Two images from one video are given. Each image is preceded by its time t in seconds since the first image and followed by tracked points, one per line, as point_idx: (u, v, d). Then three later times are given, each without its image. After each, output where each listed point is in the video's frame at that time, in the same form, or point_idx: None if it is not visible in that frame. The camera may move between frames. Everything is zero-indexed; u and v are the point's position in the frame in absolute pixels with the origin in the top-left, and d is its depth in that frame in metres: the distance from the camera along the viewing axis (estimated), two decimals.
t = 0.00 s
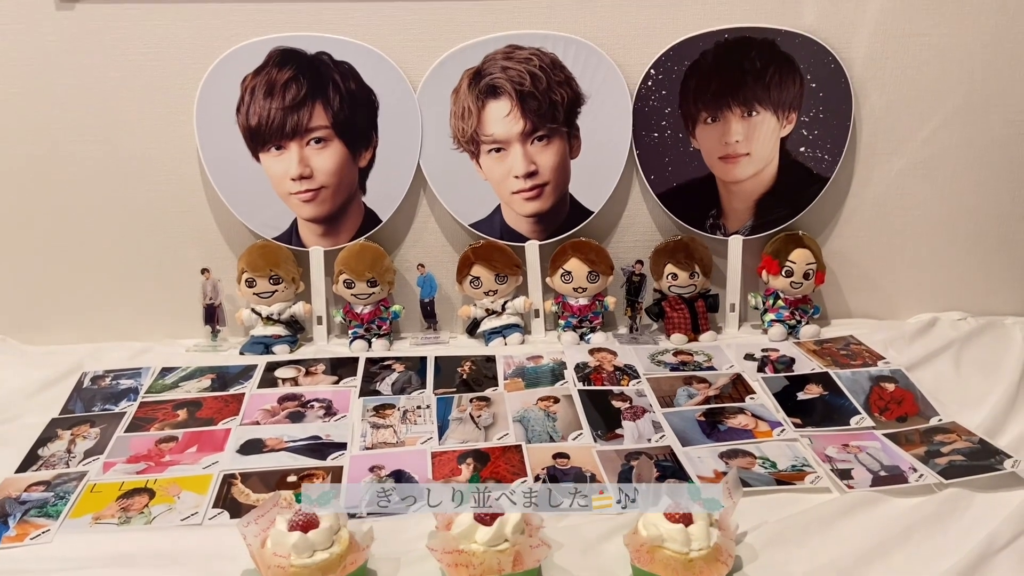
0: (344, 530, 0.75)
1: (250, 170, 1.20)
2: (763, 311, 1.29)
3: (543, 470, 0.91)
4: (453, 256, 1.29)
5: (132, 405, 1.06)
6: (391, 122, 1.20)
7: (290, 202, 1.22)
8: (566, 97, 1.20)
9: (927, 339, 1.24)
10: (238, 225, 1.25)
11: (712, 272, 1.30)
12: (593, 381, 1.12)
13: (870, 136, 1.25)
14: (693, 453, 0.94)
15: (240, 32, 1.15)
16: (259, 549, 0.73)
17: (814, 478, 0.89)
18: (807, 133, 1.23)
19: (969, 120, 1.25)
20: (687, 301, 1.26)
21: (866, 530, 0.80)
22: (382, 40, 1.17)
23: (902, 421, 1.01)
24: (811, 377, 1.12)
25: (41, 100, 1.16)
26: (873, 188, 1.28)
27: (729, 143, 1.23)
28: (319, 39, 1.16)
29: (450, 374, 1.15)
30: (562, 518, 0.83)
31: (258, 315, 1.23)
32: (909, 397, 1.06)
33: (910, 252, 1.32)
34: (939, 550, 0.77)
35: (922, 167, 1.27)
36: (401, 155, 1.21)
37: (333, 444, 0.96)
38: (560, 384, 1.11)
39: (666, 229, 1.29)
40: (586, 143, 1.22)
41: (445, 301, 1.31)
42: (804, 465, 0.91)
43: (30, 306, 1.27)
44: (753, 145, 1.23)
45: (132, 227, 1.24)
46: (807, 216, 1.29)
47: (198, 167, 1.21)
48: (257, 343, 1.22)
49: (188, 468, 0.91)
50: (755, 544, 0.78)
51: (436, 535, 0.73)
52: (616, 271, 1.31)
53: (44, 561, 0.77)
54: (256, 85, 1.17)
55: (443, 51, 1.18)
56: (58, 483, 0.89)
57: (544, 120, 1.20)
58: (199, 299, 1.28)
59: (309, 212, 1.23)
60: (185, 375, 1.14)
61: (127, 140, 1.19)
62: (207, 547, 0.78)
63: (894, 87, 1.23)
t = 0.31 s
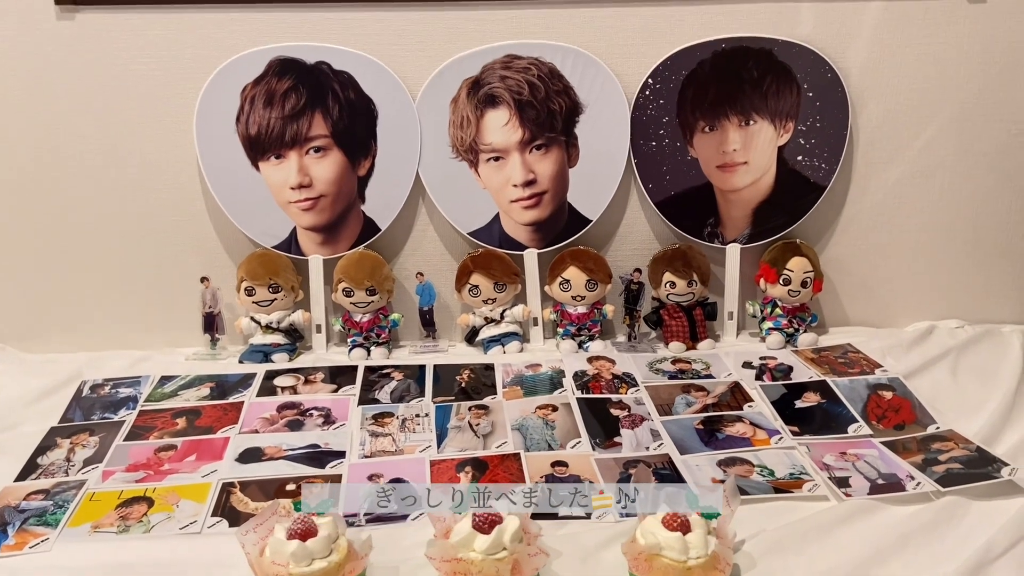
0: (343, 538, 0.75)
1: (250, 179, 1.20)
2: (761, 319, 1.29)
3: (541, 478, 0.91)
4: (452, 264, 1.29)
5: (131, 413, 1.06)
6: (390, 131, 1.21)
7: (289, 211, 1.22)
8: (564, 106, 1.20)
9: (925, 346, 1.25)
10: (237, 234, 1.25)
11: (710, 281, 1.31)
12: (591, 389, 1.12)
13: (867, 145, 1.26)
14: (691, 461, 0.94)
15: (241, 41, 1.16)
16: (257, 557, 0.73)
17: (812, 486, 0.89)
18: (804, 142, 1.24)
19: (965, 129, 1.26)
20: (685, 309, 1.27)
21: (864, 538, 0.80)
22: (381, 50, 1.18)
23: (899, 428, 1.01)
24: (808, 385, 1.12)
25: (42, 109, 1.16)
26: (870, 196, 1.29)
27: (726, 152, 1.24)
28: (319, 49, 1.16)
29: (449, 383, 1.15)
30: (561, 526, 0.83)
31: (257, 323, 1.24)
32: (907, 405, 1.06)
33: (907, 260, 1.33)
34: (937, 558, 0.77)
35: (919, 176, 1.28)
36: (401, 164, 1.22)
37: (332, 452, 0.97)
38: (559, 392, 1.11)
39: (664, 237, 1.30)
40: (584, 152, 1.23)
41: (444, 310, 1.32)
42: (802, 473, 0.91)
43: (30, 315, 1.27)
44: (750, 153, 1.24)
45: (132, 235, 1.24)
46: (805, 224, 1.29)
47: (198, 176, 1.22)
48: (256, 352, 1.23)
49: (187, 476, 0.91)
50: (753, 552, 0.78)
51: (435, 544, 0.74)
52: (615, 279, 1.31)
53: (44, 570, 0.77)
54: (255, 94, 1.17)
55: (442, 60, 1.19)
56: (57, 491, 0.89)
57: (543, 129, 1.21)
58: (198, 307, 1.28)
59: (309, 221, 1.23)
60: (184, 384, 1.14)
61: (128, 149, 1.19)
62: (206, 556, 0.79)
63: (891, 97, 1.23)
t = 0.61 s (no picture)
0: (343, 549, 0.75)
1: (250, 190, 1.21)
2: (759, 329, 1.29)
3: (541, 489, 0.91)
4: (451, 275, 1.30)
5: (131, 424, 1.06)
6: (390, 142, 1.21)
7: (290, 222, 1.23)
8: (563, 118, 1.21)
9: (923, 356, 1.25)
10: (237, 245, 1.26)
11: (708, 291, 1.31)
12: (590, 400, 1.12)
13: (864, 156, 1.27)
14: (690, 472, 0.94)
15: (242, 54, 1.16)
16: (257, 569, 0.74)
17: (810, 497, 0.89)
18: (802, 153, 1.24)
19: (961, 140, 1.26)
20: (684, 319, 1.27)
21: (862, 549, 0.81)
22: (381, 62, 1.18)
23: (898, 439, 1.01)
24: (807, 395, 1.12)
25: (45, 121, 1.17)
26: (867, 207, 1.29)
27: (724, 163, 1.25)
28: (319, 61, 1.17)
29: (448, 393, 1.15)
30: (560, 537, 0.83)
31: (257, 334, 1.24)
32: (905, 416, 1.07)
33: (904, 270, 1.33)
34: (936, 569, 0.78)
35: (916, 187, 1.29)
36: (400, 175, 1.23)
37: (332, 463, 0.97)
38: (558, 402, 1.11)
39: (662, 248, 1.30)
40: (583, 163, 1.23)
41: (443, 320, 1.32)
42: (800, 484, 0.92)
43: (31, 326, 1.27)
44: (748, 164, 1.25)
45: (132, 246, 1.25)
46: (802, 234, 1.30)
47: (198, 187, 1.22)
48: (256, 362, 1.23)
49: (187, 487, 0.91)
50: (751, 563, 0.79)
51: (435, 555, 0.75)
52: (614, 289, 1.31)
53: None
54: (256, 106, 1.18)
55: (441, 72, 1.19)
56: (58, 502, 0.89)
57: (542, 140, 1.22)
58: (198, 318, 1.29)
59: (309, 232, 1.24)
60: (185, 395, 1.15)
61: (129, 161, 1.20)
62: (207, 567, 0.79)
63: (887, 109, 1.24)
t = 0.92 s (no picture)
0: (343, 563, 0.77)
1: (252, 204, 1.22)
2: (759, 341, 1.30)
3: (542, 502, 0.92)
4: (452, 287, 1.30)
5: (134, 437, 1.07)
6: (391, 156, 1.22)
7: (291, 235, 1.24)
8: (563, 131, 1.22)
9: (923, 369, 1.25)
10: (239, 257, 1.26)
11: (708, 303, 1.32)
12: (591, 412, 1.12)
13: (862, 170, 1.28)
14: (690, 484, 0.95)
15: (245, 69, 1.17)
16: None
17: (811, 510, 0.90)
18: (800, 166, 1.25)
19: (958, 153, 1.27)
20: (684, 331, 1.28)
21: (862, 563, 0.81)
22: (383, 77, 1.19)
23: (897, 452, 1.02)
24: (806, 407, 1.13)
25: (48, 135, 1.18)
26: (866, 220, 1.30)
27: (723, 176, 1.25)
28: (321, 76, 1.18)
29: (449, 405, 1.15)
30: (562, 550, 0.84)
31: (259, 346, 1.24)
32: (904, 428, 1.07)
33: (903, 282, 1.34)
34: None
35: (914, 200, 1.29)
36: (401, 188, 1.23)
37: (333, 476, 0.97)
38: (559, 415, 1.11)
39: (662, 260, 1.31)
40: (583, 176, 1.24)
41: (444, 332, 1.32)
42: (801, 497, 0.92)
43: (33, 338, 1.28)
44: (747, 177, 1.25)
45: (135, 259, 1.25)
46: (801, 247, 1.31)
47: (200, 200, 1.23)
48: (258, 375, 1.23)
49: (189, 500, 0.92)
50: None
51: (436, 568, 0.75)
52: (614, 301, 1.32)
53: None
54: (258, 119, 1.19)
55: (442, 86, 1.20)
56: (60, 516, 0.89)
57: (542, 153, 1.23)
58: (200, 330, 1.29)
59: (310, 244, 1.24)
60: (186, 408, 1.15)
61: (132, 174, 1.21)
62: None
63: (885, 122, 1.25)
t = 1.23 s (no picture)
0: None
1: (254, 218, 1.22)
2: (760, 354, 1.30)
3: (543, 517, 0.93)
4: (453, 301, 1.30)
5: (135, 451, 1.07)
6: (393, 170, 1.23)
7: (293, 249, 1.24)
8: (564, 146, 1.23)
9: (923, 382, 1.25)
10: (241, 271, 1.27)
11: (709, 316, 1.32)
12: (592, 426, 1.12)
13: (861, 184, 1.28)
14: (692, 498, 0.95)
15: (248, 84, 1.18)
16: None
17: (813, 524, 0.90)
18: (800, 180, 1.26)
19: (957, 167, 1.28)
20: (684, 345, 1.28)
21: None
22: (385, 92, 1.20)
23: (899, 466, 1.02)
24: (807, 421, 1.13)
25: (52, 150, 1.19)
26: (865, 233, 1.31)
27: (723, 190, 1.26)
28: (323, 90, 1.19)
29: (450, 419, 1.15)
30: (563, 566, 0.85)
31: (260, 360, 1.24)
32: (906, 442, 1.07)
33: (903, 295, 1.34)
34: None
35: (913, 213, 1.30)
36: (403, 202, 1.24)
37: (335, 490, 0.97)
38: (560, 429, 1.11)
39: (663, 273, 1.31)
40: (584, 190, 1.25)
41: (445, 345, 1.32)
42: (802, 511, 0.93)
43: (35, 352, 1.28)
44: (747, 191, 1.26)
45: (137, 273, 1.26)
46: (801, 260, 1.31)
47: (203, 214, 1.24)
48: (259, 389, 1.23)
49: (191, 515, 0.92)
50: None
51: None
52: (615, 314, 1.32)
53: None
54: (260, 134, 1.20)
55: (444, 101, 1.21)
56: (62, 530, 0.90)
57: (543, 168, 1.23)
58: (202, 344, 1.29)
59: (312, 258, 1.25)
60: (188, 421, 1.15)
61: (135, 188, 1.22)
62: None
63: (884, 136, 1.26)
